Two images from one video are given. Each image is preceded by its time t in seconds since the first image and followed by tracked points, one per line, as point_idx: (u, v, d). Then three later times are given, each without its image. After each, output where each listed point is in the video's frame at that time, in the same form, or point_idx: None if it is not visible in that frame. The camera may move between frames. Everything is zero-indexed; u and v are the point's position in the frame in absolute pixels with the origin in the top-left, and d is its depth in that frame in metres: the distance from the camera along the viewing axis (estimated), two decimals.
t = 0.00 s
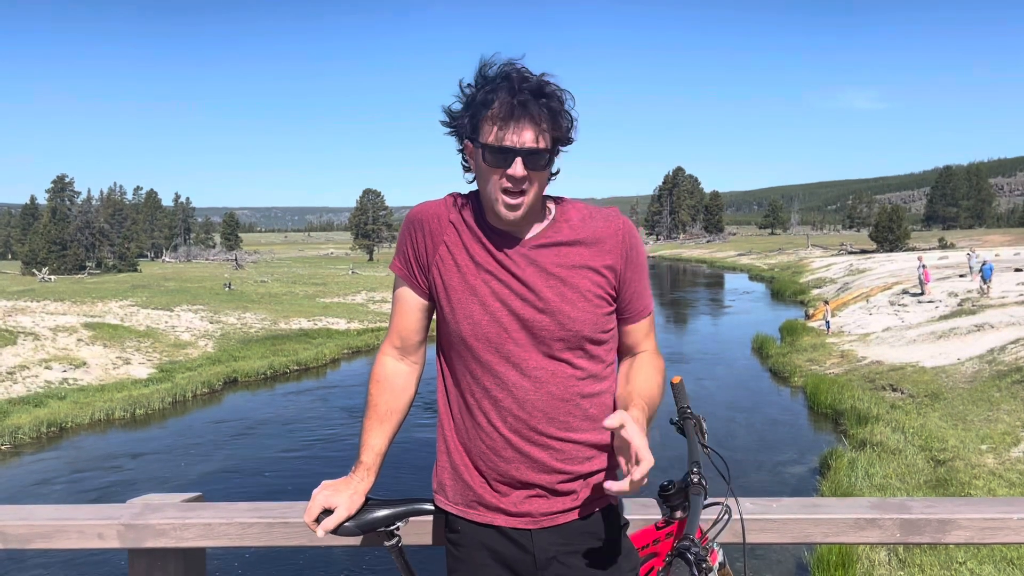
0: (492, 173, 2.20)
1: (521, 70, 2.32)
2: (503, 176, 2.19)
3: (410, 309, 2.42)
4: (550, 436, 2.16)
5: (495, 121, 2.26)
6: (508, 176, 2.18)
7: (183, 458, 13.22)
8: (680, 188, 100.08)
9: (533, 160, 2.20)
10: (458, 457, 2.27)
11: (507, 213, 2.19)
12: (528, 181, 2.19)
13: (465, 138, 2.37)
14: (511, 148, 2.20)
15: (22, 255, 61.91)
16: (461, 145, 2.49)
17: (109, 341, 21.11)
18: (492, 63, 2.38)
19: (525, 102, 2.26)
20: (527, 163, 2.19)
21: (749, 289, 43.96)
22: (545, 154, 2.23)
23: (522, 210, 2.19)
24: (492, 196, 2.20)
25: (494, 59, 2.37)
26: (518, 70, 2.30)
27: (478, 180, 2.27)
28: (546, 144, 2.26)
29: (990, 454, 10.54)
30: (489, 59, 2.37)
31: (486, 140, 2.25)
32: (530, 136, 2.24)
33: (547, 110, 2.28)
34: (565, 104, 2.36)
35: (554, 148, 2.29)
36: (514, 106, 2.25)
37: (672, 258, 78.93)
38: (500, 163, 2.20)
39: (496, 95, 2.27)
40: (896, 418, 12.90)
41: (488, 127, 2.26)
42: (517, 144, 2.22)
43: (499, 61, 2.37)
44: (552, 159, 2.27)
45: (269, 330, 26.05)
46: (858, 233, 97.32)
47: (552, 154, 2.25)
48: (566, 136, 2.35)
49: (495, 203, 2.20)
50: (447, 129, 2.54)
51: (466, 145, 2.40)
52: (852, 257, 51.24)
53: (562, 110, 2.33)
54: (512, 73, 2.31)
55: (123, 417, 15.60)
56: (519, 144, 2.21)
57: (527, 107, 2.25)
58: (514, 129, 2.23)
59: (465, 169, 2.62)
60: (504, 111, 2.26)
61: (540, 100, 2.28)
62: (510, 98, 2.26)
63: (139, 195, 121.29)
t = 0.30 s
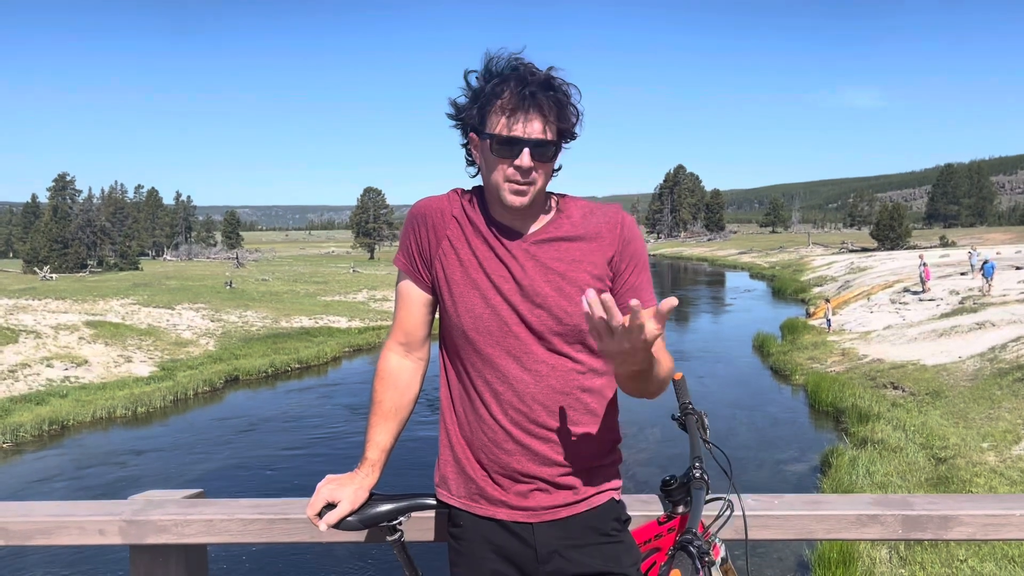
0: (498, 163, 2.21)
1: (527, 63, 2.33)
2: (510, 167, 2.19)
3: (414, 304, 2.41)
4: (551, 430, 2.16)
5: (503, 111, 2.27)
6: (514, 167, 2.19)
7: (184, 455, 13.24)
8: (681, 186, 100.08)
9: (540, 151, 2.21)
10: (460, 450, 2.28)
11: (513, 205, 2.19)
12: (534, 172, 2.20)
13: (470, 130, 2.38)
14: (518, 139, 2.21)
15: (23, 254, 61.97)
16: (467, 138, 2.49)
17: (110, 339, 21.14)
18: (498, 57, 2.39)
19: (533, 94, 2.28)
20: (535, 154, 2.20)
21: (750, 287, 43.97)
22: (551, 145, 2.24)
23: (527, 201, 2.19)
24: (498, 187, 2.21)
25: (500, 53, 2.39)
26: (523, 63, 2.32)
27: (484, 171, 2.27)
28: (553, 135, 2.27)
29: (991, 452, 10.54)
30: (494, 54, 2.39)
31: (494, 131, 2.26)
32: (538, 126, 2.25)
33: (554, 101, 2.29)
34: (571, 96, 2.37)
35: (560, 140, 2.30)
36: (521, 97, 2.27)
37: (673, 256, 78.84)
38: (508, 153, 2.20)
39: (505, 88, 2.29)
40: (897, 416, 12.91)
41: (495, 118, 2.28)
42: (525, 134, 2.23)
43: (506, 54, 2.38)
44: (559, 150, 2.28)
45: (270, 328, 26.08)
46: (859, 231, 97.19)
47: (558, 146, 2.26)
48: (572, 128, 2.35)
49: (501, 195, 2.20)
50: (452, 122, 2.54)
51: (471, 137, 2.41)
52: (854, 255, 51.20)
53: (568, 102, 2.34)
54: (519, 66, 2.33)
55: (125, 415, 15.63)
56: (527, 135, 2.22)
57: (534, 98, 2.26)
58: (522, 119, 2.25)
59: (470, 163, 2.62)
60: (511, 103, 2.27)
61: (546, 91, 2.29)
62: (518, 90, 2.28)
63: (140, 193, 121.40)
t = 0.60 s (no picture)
0: (499, 161, 2.20)
1: (521, 60, 2.33)
2: (511, 164, 2.19)
3: (414, 300, 2.40)
4: (556, 428, 2.15)
5: (501, 108, 2.27)
6: (516, 164, 2.18)
7: (185, 454, 13.24)
8: (682, 185, 100.02)
9: (542, 146, 2.20)
10: (463, 448, 2.27)
11: (515, 202, 2.17)
12: (537, 167, 2.20)
13: (467, 131, 2.37)
14: (519, 135, 2.20)
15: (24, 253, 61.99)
16: (463, 140, 2.48)
17: (112, 338, 21.16)
18: (490, 58, 2.38)
19: (531, 90, 2.28)
20: (537, 150, 2.20)
21: (752, 286, 43.91)
22: (551, 140, 2.24)
23: (530, 199, 2.18)
24: (500, 184, 2.19)
25: (491, 54, 2.38)
26: (518, 61, 2.32)
27: (484, 170, 2.26)
28: (552, 130, 2.27)
29: (993, 451, 10.51)
30: (486, 55, 2.38)
31: (492, 129, 2.25)
32: (537, 122, 2.25)
33: (550, 97, 2.29)
34: (566, 92, 2.37)
35: (560, 135, 2.30)
36: (518, 93, 2.27)
37: (674, 255, 78.80)
38: (508, 150, 2.20)
39: (501, 86, 2.29)
40: (899, 415, 12.88)
41: (492, 116, 2.27)
42: (525, 131, 2.22)
43: (498, 55, 2.38)
44: (559, 145, 2.28)
45: (271, 328, 26.07)
46: (861, 230, 97.02)
47: (558, 140, 2.25)
48: (569, 121, 2.35)
49: (503, 193, 2.19)
50: (447, 125, 2.53)
51: (469, 138, 2.39)
52: (855, 255, 51.19)
53: (564, 96, 2.34)
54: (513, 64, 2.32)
55: (126, 414, 15.64)
56: (527, 131, 2.22)
57: (532, 94, 2.27)
58: (522, 115, 2.24)
59: (468, 166, 2.60)
60: (508, 101, 2.27)
61: (542, 88, 2.30)
62: (514, 86, 2.28)
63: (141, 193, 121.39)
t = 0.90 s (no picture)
0: (499, 167, 2.20)
1: (517, 65, 2.34)
2: (511, 169, 2.19)
3: (417, 305, 2.39)
4: (560, 430, 2.15)
5: (500, 113, 2.26)
6: (516, 169, 2.19)
7: (186, 455, 13.24)
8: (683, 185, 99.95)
9: (541, 151, 2.22)
10: (468, 450, 2.27)
11: (516, 207, 2.18)
12: (536, 171, 2.20)
13: (465, 137, 2.37)
14: (518, 141, 2.21)
15: (26, 253, 62.02)
16: (461, 146, 2.48)
17: (113, 339, 21.18)
18: (487, 63, 2.38)
19: (528, 94, 2.28)
20: (536, 154, 2.21)
21: (753, 286, 43.85)
22: (550, 144, 2.25)
23: (530, 202, 2.18)
24: (500, 189, 2.20)
25: (487, 59, 2.38)
26: (514, 66, 2.32)
27: (484, 176, 2.27)
28: (550, 134, 2.28)
29: (995, 452, 10.50)
30: (482, 60, 2.38)
31: (491, 135, 2.26)
32: (536, 127, 2.25)
33: (547, 101, 2.30)
34: (562, 95, 2.38)
35: (557, 139, 2.31)
36: (516, 99, 2.27)
37: (675, 255, 78.76)
38: (507, 156, 2.20)
39: (498, 91, 2.29)
40: (900, 416, 12.87)
41: (490, 122, 2.27)
42: (524, 136, 2.23)
43: (495, 60, 2.37)
44: (557, 149, 2.29)
45: (273, 328, 26.09)
46: (862, 230, 96.90)
47: (555, 145, 2.27)
48: (566, 124, 2.37)
49: (504, 198, 2.19)
50: (446, 131, 2.54)
51: (467, 144, 2.40)
52: (857, 255, 51.14)
53: (560, 100, 2.35)
54: (510, 69, 2.32)
55: (128, 415, 15.64)
56: (525, 136, 2.23)
57: (530, 99, 2.27)
58: (521, 120, 2.24)
59: (465, 171, 2.61)
60: (506, 105, 2.27)
61: (538, 92, 2.30)
62: (511, 92, 2.28)
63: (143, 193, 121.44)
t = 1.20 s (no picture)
0: (495, 169, 2.20)
1: (508, 69, 2.34)
2: (507, 172, 2.20)
3: (418, 312, 2.38)
4: (561, 430, 2.16)
5: (494, 117, 2.27)
6: (512, 171, 2.20)
7: (188, 456, 13.25)
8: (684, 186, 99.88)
9: (536, 153, 2.22)
10: (469, 452, 2.28)
11: (514, 210, 2.18)
12: (532, 173, 2.21)
13: (459, 139, 2.37)
14: (513, 143, 2.22)
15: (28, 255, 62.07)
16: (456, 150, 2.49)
17: (115, 340, 21.20)
18: (478, 65, 2.39)
19: (521, 96, 2.29)
20: (532, 156, 2.22)
21: (755, 287, 43.83)
22: (544, 146, 2.27)
23: (527, 204, 2.19)
24: (497, 192, 2.20)
25: (478, 62, 2.39)
26: (506, 68, 2.33)
27: (479, 179, 2.27)
28: (544, 136, 2.29)
29: (996, 453, 10.49)
30: (473, 63, 2.39)
31: (486, 139, 2.26)
32: (530, 129, 2.26)
33: (540, 102, 2.31)
34: (555, 95, 2.39)
35: (551, 139, 2.32)
36: (510, 101, 2.27)
37: (676, 256, 78.76)
38: (502, 158, 2.21)
39: (491, 94, 2.29)
40: (902, 417, 12.86)
41: (485, 126, 2.28)
42: (520, 139, 2.24)
43: (486, 64, 2.38)
44: (551, 150, 2.30)
45: (274, 329, 26.12)
46: (864, 231, 96.81)
47: (550, 146, 2.28)
48: (560, 125, 2.38)
49: (501, 200, 2.19)
50: (439, 135, 2.55)
51: (461, 149, 2.41)
52: (859, 256, 51.08)
53: (553, 101, 2.36)
54: (501, 72, 2.33)
55: (130, 416, 15.66)
56: (520, 138, 2.24)
57: (522, 101, 2.28)
58: (515, 123, 2.25)
59: (460, 174, 2.61)
60: (500, 108, 2.27)
61: (531, 93, 2.31)
62: (504, 94, 2.28)
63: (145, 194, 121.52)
